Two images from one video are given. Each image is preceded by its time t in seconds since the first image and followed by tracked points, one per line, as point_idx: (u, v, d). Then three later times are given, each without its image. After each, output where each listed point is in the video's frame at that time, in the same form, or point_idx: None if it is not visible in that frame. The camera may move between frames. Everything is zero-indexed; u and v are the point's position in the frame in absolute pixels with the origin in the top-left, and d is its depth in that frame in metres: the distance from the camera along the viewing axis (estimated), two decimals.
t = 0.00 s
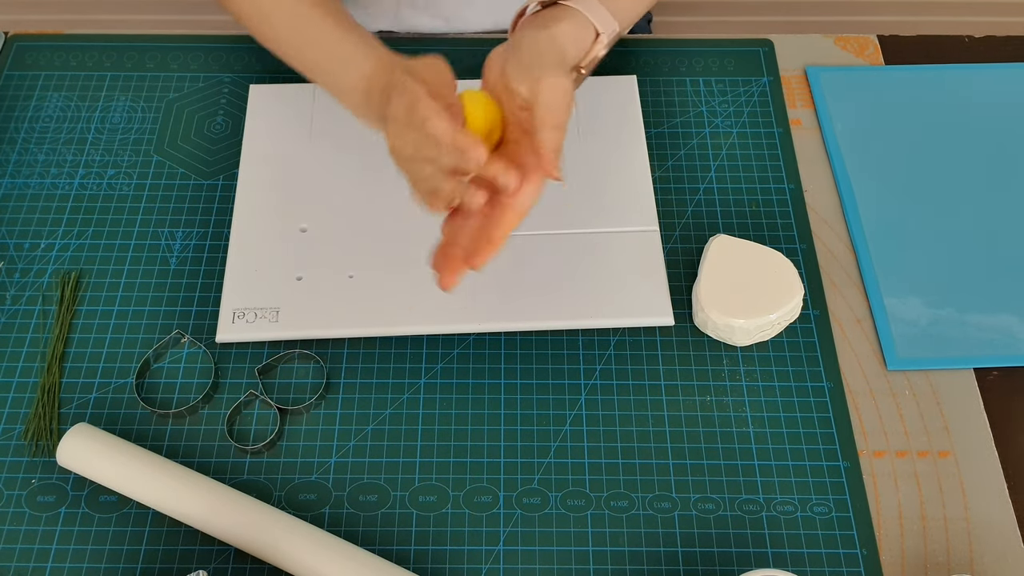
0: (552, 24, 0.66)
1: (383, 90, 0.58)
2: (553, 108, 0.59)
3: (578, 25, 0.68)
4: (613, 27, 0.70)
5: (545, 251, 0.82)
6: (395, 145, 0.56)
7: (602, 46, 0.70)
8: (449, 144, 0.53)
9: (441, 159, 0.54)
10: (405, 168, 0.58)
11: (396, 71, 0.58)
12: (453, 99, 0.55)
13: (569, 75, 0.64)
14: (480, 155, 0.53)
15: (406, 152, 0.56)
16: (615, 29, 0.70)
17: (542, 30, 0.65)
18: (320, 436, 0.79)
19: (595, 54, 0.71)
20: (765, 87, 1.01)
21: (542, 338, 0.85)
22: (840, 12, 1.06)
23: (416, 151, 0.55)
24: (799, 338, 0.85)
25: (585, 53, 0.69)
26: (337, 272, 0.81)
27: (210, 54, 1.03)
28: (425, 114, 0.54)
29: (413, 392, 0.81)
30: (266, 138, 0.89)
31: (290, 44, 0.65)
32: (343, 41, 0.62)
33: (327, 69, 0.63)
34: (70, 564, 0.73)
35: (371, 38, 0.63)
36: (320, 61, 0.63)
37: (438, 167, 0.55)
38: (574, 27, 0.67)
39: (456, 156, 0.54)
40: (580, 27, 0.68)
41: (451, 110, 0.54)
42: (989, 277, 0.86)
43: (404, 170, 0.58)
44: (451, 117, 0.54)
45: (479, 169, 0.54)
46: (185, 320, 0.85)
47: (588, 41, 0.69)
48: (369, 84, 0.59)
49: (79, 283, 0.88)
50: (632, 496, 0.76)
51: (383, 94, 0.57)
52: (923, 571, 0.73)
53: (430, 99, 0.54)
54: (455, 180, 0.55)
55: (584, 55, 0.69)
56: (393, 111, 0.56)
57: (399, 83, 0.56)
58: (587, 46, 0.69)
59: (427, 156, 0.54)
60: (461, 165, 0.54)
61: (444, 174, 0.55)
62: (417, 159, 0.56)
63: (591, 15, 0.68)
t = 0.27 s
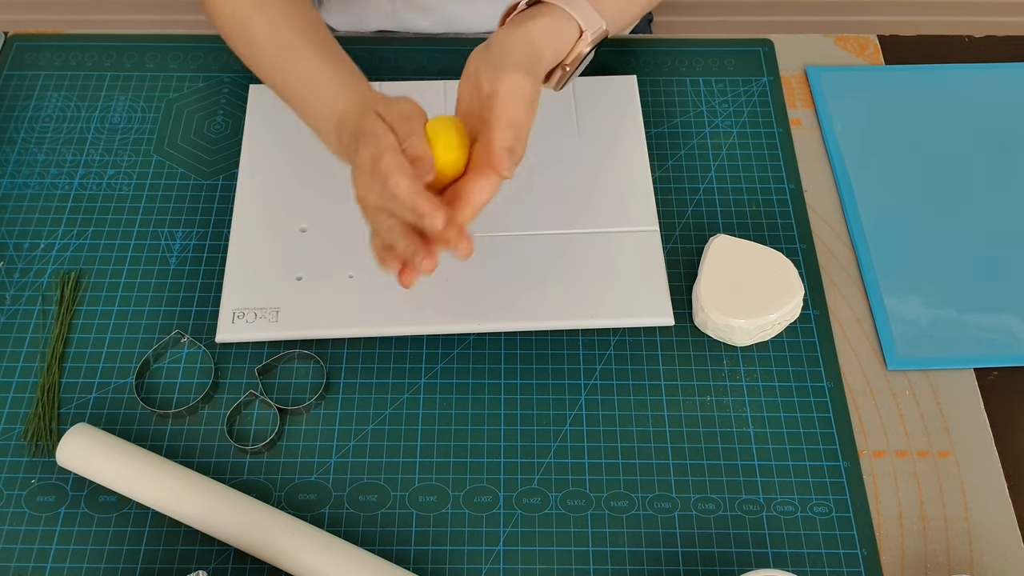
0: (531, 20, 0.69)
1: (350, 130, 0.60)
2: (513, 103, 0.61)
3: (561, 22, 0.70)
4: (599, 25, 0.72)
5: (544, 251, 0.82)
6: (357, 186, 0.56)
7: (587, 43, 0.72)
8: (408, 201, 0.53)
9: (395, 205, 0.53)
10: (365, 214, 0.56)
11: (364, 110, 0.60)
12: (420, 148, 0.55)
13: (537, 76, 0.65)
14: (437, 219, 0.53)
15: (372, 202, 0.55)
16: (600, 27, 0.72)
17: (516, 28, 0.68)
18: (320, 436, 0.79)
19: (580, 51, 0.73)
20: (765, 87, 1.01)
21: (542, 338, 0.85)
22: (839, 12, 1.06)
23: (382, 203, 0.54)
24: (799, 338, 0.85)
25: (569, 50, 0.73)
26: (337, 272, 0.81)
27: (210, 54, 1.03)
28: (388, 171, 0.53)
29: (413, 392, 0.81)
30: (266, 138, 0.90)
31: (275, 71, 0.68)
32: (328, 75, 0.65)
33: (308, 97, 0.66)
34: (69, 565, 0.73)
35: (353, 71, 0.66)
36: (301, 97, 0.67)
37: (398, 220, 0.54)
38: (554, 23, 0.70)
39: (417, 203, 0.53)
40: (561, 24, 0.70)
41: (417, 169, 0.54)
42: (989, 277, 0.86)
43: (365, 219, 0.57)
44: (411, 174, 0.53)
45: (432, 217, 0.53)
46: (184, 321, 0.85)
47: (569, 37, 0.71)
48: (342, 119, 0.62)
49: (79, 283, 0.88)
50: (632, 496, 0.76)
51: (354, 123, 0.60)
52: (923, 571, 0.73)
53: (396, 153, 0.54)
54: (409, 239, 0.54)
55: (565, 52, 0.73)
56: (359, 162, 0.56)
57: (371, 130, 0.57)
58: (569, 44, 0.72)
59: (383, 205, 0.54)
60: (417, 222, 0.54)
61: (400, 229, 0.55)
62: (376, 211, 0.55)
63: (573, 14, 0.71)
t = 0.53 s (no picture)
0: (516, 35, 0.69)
1: (352, 147, 0.61)
2: (497, 127, 0.61)
3: (542, 38, 0.70)
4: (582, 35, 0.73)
5: (544, 251, 0.82)
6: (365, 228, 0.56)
7: (574, 56, 0.73)
8: (425, 239, 0.51)
9: (408, 241, 0.53)
10: (374, 252, 0.57)
11: (366, 137, 0.60)
12: (427, 184, 0.54)
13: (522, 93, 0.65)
14: (457, 255, 0.51)
15: (378, 238, 0.55)
16: (583, 37, 0.72)
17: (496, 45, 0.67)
18: (320, 436, 0.79)
19: (564, 62, 0.74)
20: (765, 87, 1.01)
21: (542, 338, 0.85)
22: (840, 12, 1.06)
23: (392, 235, 0.54)
24: (799, 338, 0.84)
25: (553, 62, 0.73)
26: (337, 272, 0.81)
27: (210, 54, 1.03)
28: (395, 211, 0.52)
29: (413, 392, 0.81)
30: (266, 138, 0.89)
31: (272, 77, 0.68)
32: (318, 86, 0.66)
33: (307, 113, 0.66)
34: (69, 564, 0.73)
35: (354, 91, 0.66)
36: (294, 104, 0.67)
37: (410, 258, 0.54)
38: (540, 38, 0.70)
39: (428, 237, 0.51)
40: (545, 37, 0.70)
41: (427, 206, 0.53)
42: (989, 277, 0.86)
43: (371, 254, 0.57)
44: (425, 213, 0.52)
45: (454, 269, 0.52)
46: (184, 321, 0.85)
47: (555, 52, 0.72)
48: (341, 140, 0.62)
49: (79, 283, 0.88)
50: (632, 496, 0.76)
51: (354, 150, 0.60)
52: (923, 571, 0.73)
53: (405, 188, 0.53)
54: (425, 279, 0.54)
55: (550, 64, 0.73)
56: (363, 192, 0.55)
57: (370, 162, 0.56)
58: (553, 57, 0.72)
59: (393, 239, 0.54)
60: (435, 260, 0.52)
61: (410, 266, 0.54)
62: (389, 244, 0.55)
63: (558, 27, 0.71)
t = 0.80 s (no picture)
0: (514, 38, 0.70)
1: (370, 122, 0.61)
2: (502, 118, 0.61)
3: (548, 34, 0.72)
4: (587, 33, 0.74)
5: (544, 251, 0.82)
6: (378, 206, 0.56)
7: (577, 54, 0.74)
8: (447, 216, 0.54)
9: (425, 224, 0.55)
10: (387, 231, 0.56)
11: (382, 114, 0.60)
12: (449, 151, 0.55)
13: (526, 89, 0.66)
14: (474, 239, 0.56)
15: (391, 217, 0.55)
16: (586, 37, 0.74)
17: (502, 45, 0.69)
18: (320, 436, 0.79)
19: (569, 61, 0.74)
20: (765, 87, 1.01)
21: (542, 338, 0.85)
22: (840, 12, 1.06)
23: (406, 216, 0.55)
24: (799, 338, 0.85)
25: (559, 61, 0.74)
26: (337, 272, 0.81)
27: (210, 54, 1.03)
28: (419, 184, 0.53)
29: (413, 392, 0.81)
30: (266, 138, 0.89)
31: (283, 62, 0.69)
32: (340, 73, 0.66)
33: (319, 95, 0.66)
34: (69, 565, 0.73)
35: (365, 68, 0.67)
36: (311, 86, 0.67)
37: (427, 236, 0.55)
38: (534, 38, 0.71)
39: (454, 223, 0.55)
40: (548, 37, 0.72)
41: (449, 172, 0.54)
42: (989, 277, 0.86)
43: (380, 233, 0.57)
44: (447, 184, 0.54)
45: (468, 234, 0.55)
46: (184, 321, 0.85)
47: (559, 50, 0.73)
48: (357, 118, 0.62)
49: (79, 283, 0.88)
50: (632, 496, 0.76)
51: (369, 129, 0.60)
52: (923, 571, 0.73)
53: (428, 162, 0.54)
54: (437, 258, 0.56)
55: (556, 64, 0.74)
56: (381, 165, 0.56)
57: (390, 136, 0.57)
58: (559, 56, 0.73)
59: (410, 218, 0.55)
60: (454, 241, 0.55)
61: (424, 247, 0.55)
62: (403, 224, 0.55)
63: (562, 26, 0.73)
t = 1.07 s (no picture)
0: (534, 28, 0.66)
1: (381, 105, 0.55)
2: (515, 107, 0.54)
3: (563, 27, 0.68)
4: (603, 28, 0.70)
5: (544, 251, 0.82)
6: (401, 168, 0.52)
7: (593, 47, 0.69)
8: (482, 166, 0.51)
9: (461, 175, 0.51)
10: (412, 189, 0.52)
11: (396, 83, 0.55)
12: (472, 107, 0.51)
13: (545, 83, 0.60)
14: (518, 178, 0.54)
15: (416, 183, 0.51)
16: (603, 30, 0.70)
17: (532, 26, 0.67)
18: (320, 436, 0.79)
19: (586, 54, 0.70)
20: (765, 87, 1.01)
21: (542, 338, 0.85)
22: (840, 12, 1.06)
23: (437, 174, 0.51)
24: (799, 338, 0.84)
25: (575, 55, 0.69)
26: (337, 272, 0.81)
27: (210, 54, 1.03)
28: (453, 131, 0.49)
29: (413, 392, 0.81)
30: (266, 138, 0.89)
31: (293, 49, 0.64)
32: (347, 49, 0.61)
33: (321, 77, 0.61)
34: (69, 565, 0.73)
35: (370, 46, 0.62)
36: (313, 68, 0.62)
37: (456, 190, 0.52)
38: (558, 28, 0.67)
39: (493, 168, 0.52)
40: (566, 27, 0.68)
41: (464, 107, 0.50)
42: (989, 277, 0.86)
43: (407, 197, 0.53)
44: (481, 132, 0.50)
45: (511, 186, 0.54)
46: (184, 320, 0.85)
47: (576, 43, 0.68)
48: (365, 96, 0.57)
49: (79, 283, 0.88)
50: (632, 496, 0.76)
51: (386, 101, 0.55)
52: (923, 571, 0.73)
53: (455, 115, 0.50)
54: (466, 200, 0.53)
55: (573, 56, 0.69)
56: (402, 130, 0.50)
57: (412, 95, 0.51)
58: (576, 48, 0.69)
59: (444, 176, 0.51)
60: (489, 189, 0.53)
61: (458, 202, 0.53)
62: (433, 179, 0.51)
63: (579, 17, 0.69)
